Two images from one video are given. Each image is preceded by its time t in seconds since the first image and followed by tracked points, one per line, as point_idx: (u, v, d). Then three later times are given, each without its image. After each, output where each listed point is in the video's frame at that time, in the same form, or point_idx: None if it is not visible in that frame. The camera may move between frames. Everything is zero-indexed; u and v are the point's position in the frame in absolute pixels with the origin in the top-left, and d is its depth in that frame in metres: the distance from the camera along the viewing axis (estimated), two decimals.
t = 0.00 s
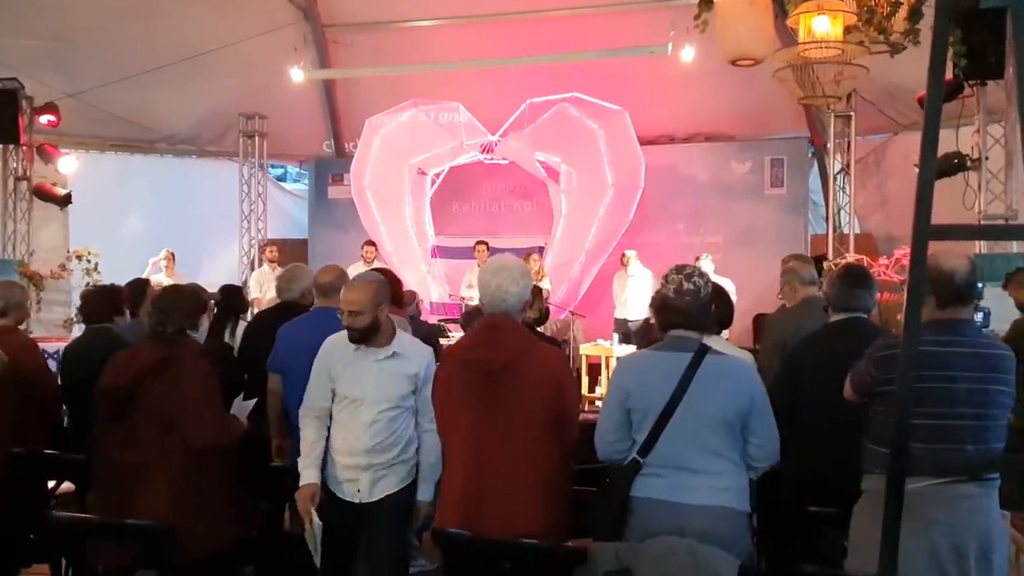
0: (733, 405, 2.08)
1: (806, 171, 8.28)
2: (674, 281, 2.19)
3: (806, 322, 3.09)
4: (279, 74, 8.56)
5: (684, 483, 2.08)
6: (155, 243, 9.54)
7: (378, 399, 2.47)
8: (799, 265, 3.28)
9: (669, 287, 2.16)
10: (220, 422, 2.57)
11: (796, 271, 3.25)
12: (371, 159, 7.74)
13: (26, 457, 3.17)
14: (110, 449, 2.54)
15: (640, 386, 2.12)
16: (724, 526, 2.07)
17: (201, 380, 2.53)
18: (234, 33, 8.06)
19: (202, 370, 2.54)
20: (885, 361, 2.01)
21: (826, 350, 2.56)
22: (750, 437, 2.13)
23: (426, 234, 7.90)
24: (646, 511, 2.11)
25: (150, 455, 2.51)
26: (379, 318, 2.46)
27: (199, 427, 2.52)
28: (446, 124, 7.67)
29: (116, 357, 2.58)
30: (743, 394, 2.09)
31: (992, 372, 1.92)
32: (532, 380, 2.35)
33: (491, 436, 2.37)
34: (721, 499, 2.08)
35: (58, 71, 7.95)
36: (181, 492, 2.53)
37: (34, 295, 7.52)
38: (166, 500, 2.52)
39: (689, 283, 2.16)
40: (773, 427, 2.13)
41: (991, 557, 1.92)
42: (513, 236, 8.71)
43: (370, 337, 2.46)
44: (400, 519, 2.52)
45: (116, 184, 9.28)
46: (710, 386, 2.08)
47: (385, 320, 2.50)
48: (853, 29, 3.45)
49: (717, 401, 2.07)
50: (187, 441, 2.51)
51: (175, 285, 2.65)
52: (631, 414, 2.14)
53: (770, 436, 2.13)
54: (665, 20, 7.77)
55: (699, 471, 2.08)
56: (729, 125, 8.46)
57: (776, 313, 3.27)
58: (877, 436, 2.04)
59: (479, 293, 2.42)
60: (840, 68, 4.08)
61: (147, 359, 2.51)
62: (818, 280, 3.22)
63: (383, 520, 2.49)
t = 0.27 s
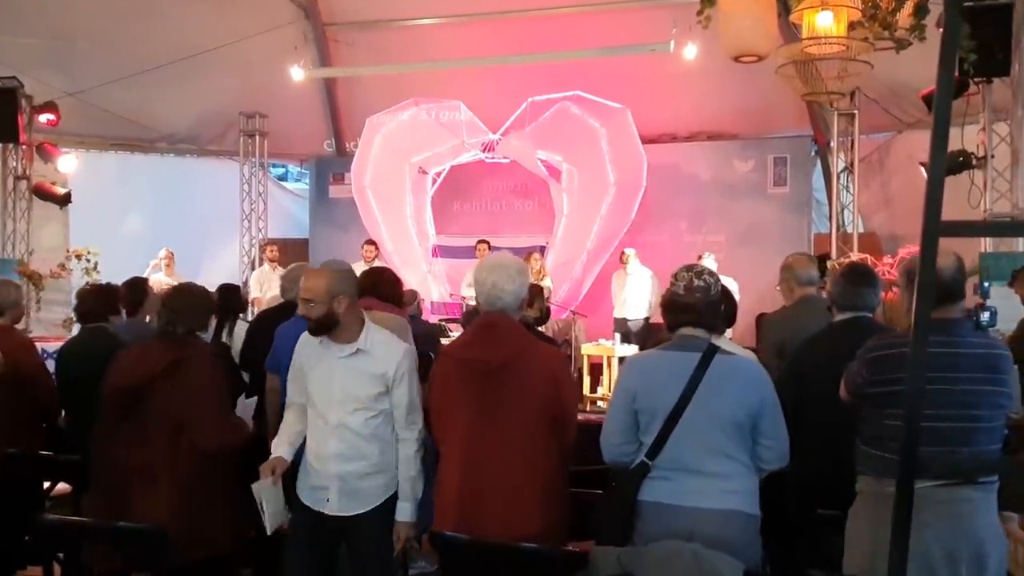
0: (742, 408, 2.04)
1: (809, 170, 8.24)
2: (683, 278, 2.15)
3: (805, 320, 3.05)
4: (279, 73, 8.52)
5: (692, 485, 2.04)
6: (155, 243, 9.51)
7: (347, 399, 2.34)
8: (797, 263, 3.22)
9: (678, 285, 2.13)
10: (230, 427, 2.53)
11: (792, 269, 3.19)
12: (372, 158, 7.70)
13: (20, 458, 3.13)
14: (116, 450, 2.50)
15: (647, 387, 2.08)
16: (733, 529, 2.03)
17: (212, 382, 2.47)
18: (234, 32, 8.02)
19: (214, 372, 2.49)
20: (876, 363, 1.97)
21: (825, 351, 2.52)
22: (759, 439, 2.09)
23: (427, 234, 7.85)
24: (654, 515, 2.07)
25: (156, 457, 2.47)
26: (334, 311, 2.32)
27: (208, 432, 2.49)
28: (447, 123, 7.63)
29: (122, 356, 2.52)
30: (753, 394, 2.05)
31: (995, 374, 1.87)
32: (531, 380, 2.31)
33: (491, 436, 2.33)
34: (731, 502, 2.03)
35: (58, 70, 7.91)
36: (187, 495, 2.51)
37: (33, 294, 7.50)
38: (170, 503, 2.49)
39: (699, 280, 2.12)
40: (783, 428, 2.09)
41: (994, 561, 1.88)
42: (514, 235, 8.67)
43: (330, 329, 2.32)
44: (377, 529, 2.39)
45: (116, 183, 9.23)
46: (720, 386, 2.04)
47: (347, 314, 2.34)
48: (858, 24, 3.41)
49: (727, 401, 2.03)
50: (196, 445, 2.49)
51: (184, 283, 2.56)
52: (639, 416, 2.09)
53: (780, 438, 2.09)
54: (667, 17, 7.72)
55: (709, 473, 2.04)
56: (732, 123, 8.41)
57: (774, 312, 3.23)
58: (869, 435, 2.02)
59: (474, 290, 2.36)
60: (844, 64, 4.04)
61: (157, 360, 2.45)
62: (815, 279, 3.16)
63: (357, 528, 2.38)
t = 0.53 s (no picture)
0: (749, 408, 2.01)
1: (812, 169, 8.19)
2: (690, 277, 2.15)
3: (805, 321, 3.02)
4: (280, 72, 8.48)
5: (699, 488, 2.00)
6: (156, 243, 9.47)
7: (274, 415, 2.06)
8: (793, 260, 3.15)
9: (684, 283, 2.12)
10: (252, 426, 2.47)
11: (790, 268, 3.13)
12: (374, 157, 7.67)
13: (16, 459, 3.08)
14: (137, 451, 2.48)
15: (653, 386, 2.04)
16: (738, 532, 1.99)
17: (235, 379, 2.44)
18: (235, 30, 7.99)
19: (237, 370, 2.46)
20: (862, 364, 1.95)
21: (827, 352, 2.49)
22: (766, 441, 2.06)
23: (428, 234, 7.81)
24: (662, 519, 2.02)
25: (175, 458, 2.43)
26: (251, 315, 2.06)
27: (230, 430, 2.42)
28: (448, 122, 7.60)
29: (142, 355, 2.52)
30: (760, 394, 2.02)
31: (986, 373, 1.84)
32: (530, 379, 2.28)
33: (488, 435, 2.30)
34: (737, 505, 2.00)
35: (59, 69, 7.87)
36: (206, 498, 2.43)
37: (33, 294, 7.47)
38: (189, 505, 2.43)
39: (705, 278, 2.12)
40: (790, 430, 2.07)
41: (991, 565, 1.86)
42: (516, 234, 8.63)
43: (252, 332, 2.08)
44: (323, 558, 2.09)
45: (119, 183, 9.20)
46: (727, 386, 2.00)
47: (267, 317, 2.07)
48: (862, 21, 3.37)
49: (733, 402, 2.00)
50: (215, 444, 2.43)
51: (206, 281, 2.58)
52: (644, 417, 2.06)
53: (786, 438, 2.06)
54: (669, 15, 7.69)
55: (716, 476, 2.00)
56: (735, 122, 8.37)
57: (773, 311, 3.18)
58: (859, 438, 1.99)
59: (469, 288, 2.36)
60: (848, 62, 4.01)
61: (179, 359, 2.43)
62: (813, 278, 3.10)
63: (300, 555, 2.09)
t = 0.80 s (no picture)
0: (751, 410, 1.98)
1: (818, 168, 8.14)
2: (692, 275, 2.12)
3: (809, 320, 2.98)
4: (284, 71, 8.46)
5: (700, 490, 1.97)
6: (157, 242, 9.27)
7: (184, 409, 1.95)
8: (797, 258, 3.12)
9: (685, 281, 2.09)
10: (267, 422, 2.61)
11: (793, 267, 3.10)
12: (377, 156, 7.65)
13: (15, 460, 3.05)
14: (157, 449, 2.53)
15: (654, 386, 2.01)
16: (739, 534, 1.96)
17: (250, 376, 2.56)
18: (239, 29, 7.97)
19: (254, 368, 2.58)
20: (847, 366, 1.96)
21: (830, 351, 2.46)
22: (769, 441, 2.02)
23: (431, 233, 7.77)
24: (664, 520, 2.00)
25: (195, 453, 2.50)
26: (166, 303, 1.96)
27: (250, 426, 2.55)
28: (452, 121, 7.56)
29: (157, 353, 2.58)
30: (763, 395, 1.99)
31: (971, 372, 1.82)
32: (522, 377, 2.29)
33: (478, 432, 2.33)
34: (743, 506, 1.97)
35: (63, 68, 7.87)
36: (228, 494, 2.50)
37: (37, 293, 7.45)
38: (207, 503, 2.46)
39: (707, 275, 2.09)
40: (792, 431, 2.03)
41: (986, 570, 1.82)
42: (520, 233, 8.60)
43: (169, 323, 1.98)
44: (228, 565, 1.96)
45: (124, 183, 9.00)
46: (729, 386, 1.97)
47: (181, 304, 1.96)
48: (867, 17, 3.34)
49: (734, 402, 1.97)
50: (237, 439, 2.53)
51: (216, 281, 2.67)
52: (645, 417, 2.03)
53: (791, 439, 2.02)
54: (674, 13, 7.66)
55: (718, 477, 1.97)
56: (741, 121, 8.32)
57: (776, 310, 3.14)
58: (848, 440, 1.97)
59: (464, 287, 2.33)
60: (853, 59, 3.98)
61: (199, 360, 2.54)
62: (817, 276, 3.07)
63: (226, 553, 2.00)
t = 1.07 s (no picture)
0: (751, 410, 1.95)
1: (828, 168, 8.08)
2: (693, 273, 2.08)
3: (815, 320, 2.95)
4: (293, 70, 8.46)
5: (700, 490, 1.96)
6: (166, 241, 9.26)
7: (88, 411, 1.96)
8: (807, 257, 3.08)
9: (687, 278, 2.06)
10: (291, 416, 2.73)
11: (802, 266, 3.06)
12: (385, 156, 7.64)
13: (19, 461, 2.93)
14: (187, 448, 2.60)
15: (653, 386, 1.99)
16: (739, 534, 1.94)
17: (278, 371, 2.67)
18: (248, 29, 7.97)
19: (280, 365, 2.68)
20: (844, 368, 1.97)
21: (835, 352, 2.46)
22: (769, 441, 1.99)
23: (438, 234, 7.74)
24: (665, 519, 1.99)
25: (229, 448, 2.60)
26: (80, 308, 1.96)
27: (281, 421, 2.67)
28: (459, 121, 7.52)
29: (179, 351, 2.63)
30: (764, 395, 1.96)
31: (968, 374, 1.79)
32: (518, 375, 2.35)
33: (472, 429, 2.39)
34: (743, 508, 1.95)
35: (72, 68, 7.87)
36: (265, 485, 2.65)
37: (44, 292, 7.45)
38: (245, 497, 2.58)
39: (708, 273, 2.05)
40: (794, 431, 2.00)
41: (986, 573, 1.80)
42: (528, 233, 8.57)
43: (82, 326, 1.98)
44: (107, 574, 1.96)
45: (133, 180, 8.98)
46: (728, 386, 1.94)
47: (90, 310, 1.94)
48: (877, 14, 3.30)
49: (734, 402, 1.94)
50: (274, 432, 2.66)
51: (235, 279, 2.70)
52: (644, 416, 2.01)
53: (791, 440, 1.99)
54: (683, 12, 7.62)
55: (718, 477, 1.95)
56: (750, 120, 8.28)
57: (783, 310, 3.11)
58: (843, 442, 2.00)
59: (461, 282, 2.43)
60: (862, 56, 3.94)
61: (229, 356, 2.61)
62: (826, 276, 3.03)
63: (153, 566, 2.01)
